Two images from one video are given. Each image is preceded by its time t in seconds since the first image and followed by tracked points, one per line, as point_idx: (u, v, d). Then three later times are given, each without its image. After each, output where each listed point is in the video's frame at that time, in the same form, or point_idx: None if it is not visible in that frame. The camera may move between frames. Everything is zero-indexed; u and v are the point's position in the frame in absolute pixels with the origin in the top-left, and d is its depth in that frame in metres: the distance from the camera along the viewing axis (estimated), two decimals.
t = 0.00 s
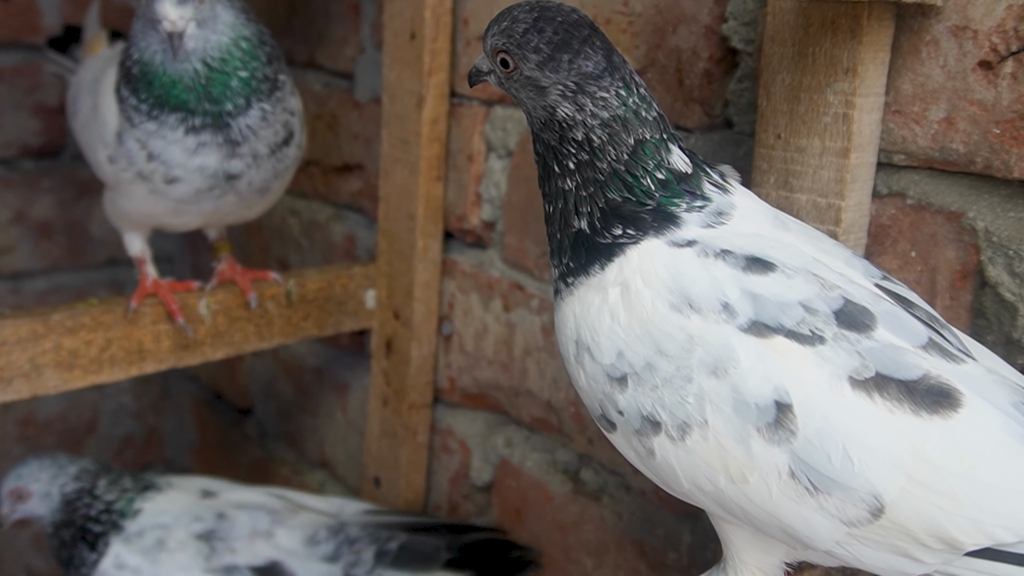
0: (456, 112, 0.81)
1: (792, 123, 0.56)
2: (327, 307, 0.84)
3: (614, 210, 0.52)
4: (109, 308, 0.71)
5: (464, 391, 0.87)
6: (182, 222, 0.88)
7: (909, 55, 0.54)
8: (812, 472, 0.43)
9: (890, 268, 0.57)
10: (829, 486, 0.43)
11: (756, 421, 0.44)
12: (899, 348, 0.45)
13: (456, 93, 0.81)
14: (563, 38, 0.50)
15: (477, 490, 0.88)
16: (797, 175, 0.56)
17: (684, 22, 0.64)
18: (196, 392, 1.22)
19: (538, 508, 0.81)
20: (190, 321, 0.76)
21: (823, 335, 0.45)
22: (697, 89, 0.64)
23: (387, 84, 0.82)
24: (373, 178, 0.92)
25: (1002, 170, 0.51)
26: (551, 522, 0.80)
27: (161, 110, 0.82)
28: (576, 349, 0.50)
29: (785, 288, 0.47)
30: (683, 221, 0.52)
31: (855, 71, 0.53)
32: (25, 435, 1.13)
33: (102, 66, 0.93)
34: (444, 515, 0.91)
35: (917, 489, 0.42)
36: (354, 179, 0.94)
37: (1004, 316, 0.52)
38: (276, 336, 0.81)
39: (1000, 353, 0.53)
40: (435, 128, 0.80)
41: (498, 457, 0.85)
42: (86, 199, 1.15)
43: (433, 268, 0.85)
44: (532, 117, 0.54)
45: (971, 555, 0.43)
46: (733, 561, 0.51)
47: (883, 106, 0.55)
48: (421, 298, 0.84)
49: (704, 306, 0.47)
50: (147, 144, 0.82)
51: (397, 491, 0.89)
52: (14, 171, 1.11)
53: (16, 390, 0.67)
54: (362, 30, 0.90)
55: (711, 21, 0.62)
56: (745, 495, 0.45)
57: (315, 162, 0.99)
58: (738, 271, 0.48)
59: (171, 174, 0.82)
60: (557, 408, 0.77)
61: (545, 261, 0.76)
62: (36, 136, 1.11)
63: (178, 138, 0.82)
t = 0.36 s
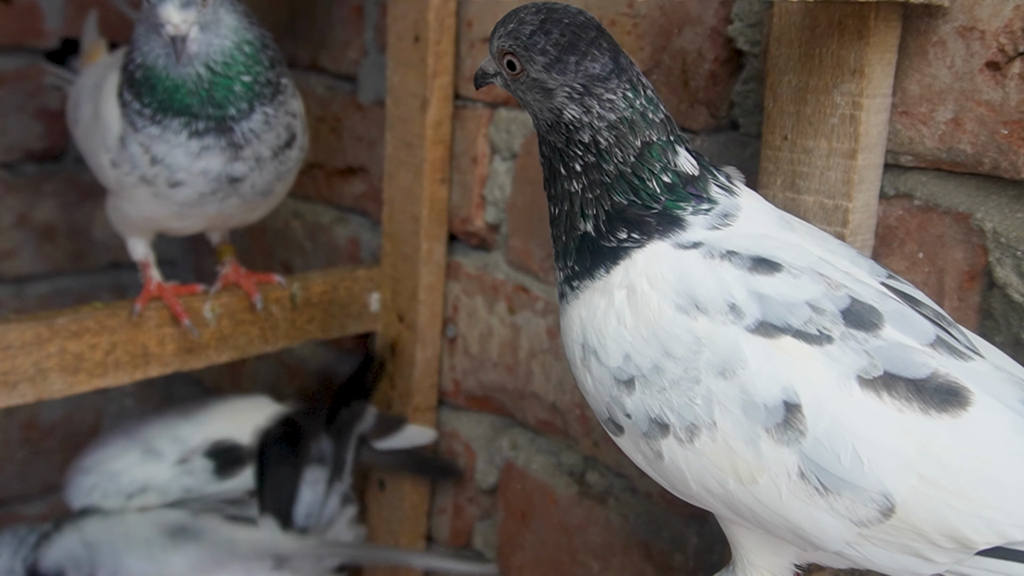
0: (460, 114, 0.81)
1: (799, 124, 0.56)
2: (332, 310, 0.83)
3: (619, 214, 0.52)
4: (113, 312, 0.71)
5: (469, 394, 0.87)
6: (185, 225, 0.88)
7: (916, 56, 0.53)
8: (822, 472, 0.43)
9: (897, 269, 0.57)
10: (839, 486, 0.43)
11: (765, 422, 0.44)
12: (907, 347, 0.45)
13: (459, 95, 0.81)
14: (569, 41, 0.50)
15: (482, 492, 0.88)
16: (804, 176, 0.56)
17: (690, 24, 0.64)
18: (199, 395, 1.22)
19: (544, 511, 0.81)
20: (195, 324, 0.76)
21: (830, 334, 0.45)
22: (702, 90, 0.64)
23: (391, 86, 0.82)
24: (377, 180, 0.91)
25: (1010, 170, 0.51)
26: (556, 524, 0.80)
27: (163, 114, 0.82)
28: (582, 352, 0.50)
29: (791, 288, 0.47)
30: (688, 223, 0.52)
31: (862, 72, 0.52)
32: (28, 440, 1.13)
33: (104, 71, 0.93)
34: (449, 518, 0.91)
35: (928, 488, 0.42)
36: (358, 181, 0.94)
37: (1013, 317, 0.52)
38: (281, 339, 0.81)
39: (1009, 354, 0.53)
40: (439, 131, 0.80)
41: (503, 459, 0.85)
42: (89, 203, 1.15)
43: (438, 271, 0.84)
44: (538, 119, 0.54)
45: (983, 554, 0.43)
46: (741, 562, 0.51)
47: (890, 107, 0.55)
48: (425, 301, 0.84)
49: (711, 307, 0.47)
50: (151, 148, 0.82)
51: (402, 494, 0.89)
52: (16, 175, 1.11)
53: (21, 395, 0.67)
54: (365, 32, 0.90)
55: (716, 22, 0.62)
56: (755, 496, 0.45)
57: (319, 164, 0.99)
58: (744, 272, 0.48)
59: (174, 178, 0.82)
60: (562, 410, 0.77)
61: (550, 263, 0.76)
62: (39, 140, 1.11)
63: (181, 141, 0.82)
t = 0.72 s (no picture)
0: (465, 116, 0.81)
1: (805, 125, 0.56)
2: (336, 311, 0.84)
3: (636, 213, 0.53)
4: (119, 312, 0.72)
5: (473, 396, 0.87)
6: (194, 228, 0.88)
7: (922, 58, 0.54)
8: (835, 464, 0.43)
9: (903, 270, 0.57)
10: (852, 478, 0.43)
11: (778, 414, 0.44)
12: (920, 342, 0.45)
13: (464, 97, 0.81)
14: (596, 22, 0.52)
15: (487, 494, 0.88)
16: (810, 177, 0.56)
17: (696, 26, 0.64)
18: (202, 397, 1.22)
19: (548, 512, 0.81)
20: (199, 326, 0.77)
21: (844, 328, 0.45)
22: (708, 92, 0.64)
23: (396, 88, 0.82)
24: (381, 182, 0.92)
25: (1017, 172, 0.51)
26: (562, 525, 0.80)
27: (173, 115, 0.82)
28: (596, 349, 0.50)
29: (804, 283, 0.47)
30: (702, 223, 0.52)
31: (868, 74, 0.53)
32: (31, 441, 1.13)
33: (105, 77, 0.92)
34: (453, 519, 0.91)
35: (942, 481, 0.42)
36: (362, 183, 0.94)
37: (1019, 317, 0.52)
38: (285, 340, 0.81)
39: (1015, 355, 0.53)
40: (444, 132, 0.80)
41: (508, 461, 0.85)
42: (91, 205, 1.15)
43: (442, 272, 0.85)
44: (560, 114, 0.54)
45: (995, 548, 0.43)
46: (750, 562, 0.51)
47: (897, 109, 0.55)
48: (430, 302, 0.84)
49: (725, 301, 0.47)
50: (161, 151, 0.82)
51: (407, 496, 0.89)
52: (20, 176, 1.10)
53: (26, 396, 0.67)
54: (369, 34, 0.90)
55: (722, 24, 0.63)
56: (767, 491, 0.45)
57: (323, 166, 0.99)
58: (757, 267, 0.48)
59: (185, 181, 0.82)
60: (567, 412, 0.77)
61: (555, 265, 0.76)
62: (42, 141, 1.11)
63: (191, 143, 0.82)
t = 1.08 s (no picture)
0: (467, 119, 0.81)
1: (808, 130, 0.56)
2: (338, 314, 0.84)
3: (644, 216, 0.53)
4: (121, 316, 0.71)
5: (475, 399, 0.87)
6: (190, 221, 0.86)
7: (925, 62, 0.54)
8: (842, 466, 0.43)
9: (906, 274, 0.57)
10: (860, 480, 0.43)
11: (786, 416, 0.44)
12: (927, 344, 0.45)
13: (466, 100, 0.81)
14: (597, 23, 0.52)
15: (488, 497, 0.88)
16: (814, 182, 0.56)
17: (698, 30, 0.64)
18: (202, 400, 1.22)
19: (549, 515, 0.81)
20: (203, 328, 0.76)
21: (851, 330, 0.45)
22: (710, 96, 0.64)
23: (397, 91, 0.82)
24: (382, 185, 0.91)
25: (1020, 176, 0.51)
26: (563, 529, 0.80)
27: (224, 87, 0.80)
28: (603, 353, 0.50)
29: (811, 286, 0.47)
30: (710, 227, 0.52)
31: (872, 79, 0.53)
32: (30, 443, 1.14)
33: (62, 81, 0.82)
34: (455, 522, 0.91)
35: (951, 482, 0.42)
36: (363, 186, 0.94)
37: (1022, 321, 0.52)
38: (287, 343, 0.81)
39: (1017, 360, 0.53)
40: (446, 136, 0.80)
41: (509, 464, 0.85)
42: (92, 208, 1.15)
43: (444, 275, 0.84)
44: (564, 116, 0.55)
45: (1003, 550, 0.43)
46: (756, 567, 0.51)
47: (900, 113, 0.55)
48: (431, 305, 0.84)
49: (733, 304, 0.47)
50: (205, 126, 0.79)
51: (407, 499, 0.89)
52: (19, 179, 1.10)
53: (28, 399, 0.67)
54: (371, 36, 0.90)
55: (724, 28, 0.63)
56: (775, 493, 0.45)
57: (324, 169, 0.99)
58: (764, 271, 0.48)
59: (214, 162, 0.80)
60: (569, 415, 0.77)
61: (557, 268, 0.76)
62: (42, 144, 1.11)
63: (237, 122, 0.81)
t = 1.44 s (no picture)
0: (470, 124, 0.81)
1: (814, 135, 0.56)
2: (340, 319, 0.84)
3: (639, 225, 0.54)
4: (124, 320, 0.71)
5: (477, 403, 0.87)
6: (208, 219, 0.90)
7: (930, 68, 0.54)
8: (835, 473, 0.43)
9: (911, 278, 0.57)
10: (854, 487, 0.43)
11: (780, 424, 0.44)
12: (924, 350, 0.45)
13: (469, 105, 0.81)
14: (619, 48, 0.52)
15: (490, 501, 0.88)
16: (818, 187, 0.57)
17: (702, 36, 0.64)
18: (202, 404, 1.22)
19: (552, 519, 0.81)
20: (204, 334, 0.76)
21: (846, 337, 0.45)
22: (715, 101, 0.65)
23: (400, 96, 0.82)
24: (385, 190, 0.92)
25: None
26: (566, 533, 0.80)
27: (236, 122, 0.82)
28: (603, 360, 0.51)
29: (807, 293, 0.47)
30: (705, 233, 0.53)
31: (877, 85, 0.53)
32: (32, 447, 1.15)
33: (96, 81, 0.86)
34: (457, 526, 0.91)
35: (945, 490, 0.42)
36: (366, 191, 0.94)
37: None
38: (290, 348, 0.81)
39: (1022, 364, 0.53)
40: (449, 140, 0.80)
41: (512, 468, 0.85)
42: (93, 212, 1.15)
43: (447, 280, 0.84)
44: (579, 133, 0.57)
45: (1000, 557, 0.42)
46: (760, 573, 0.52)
47: (904, 118, 0.55)
48: (434, 310, 0.84)
49: (728, 312, 0.47)
50: (230, 153, 0.82)
51: (410, 503, 0.89)
52: (21, 183, 1.10)
53: (31, 404, 0.67)
54: (373, 41, 0.90)
55: (729, 33, 0.63)
56: (771, 500, 0.45)
57: (326, 173, 0.99)
58: (760, 278, 0.48)
59: (239, 183, 0.84)
60: (572, 420, 0.77)
61: (560, 273, 0.77)
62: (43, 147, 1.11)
63: (260, 152, 0.83)
